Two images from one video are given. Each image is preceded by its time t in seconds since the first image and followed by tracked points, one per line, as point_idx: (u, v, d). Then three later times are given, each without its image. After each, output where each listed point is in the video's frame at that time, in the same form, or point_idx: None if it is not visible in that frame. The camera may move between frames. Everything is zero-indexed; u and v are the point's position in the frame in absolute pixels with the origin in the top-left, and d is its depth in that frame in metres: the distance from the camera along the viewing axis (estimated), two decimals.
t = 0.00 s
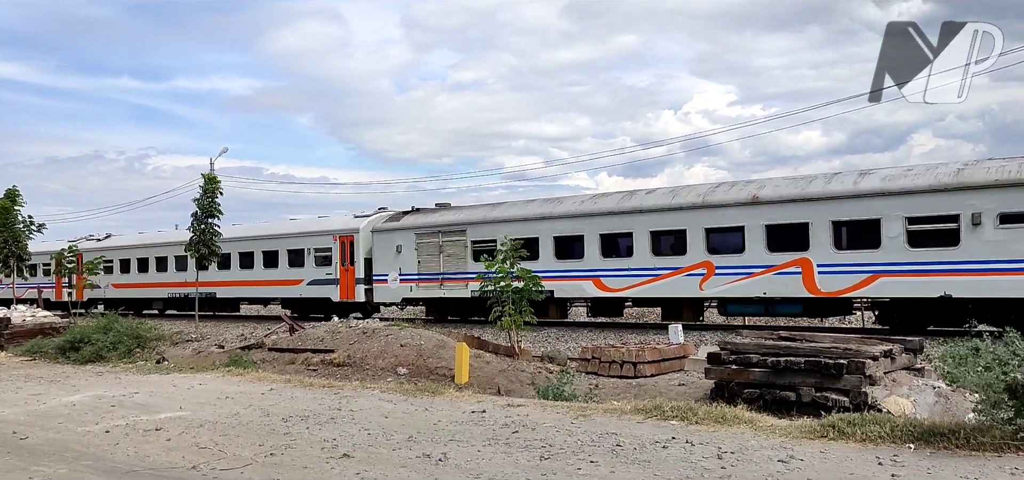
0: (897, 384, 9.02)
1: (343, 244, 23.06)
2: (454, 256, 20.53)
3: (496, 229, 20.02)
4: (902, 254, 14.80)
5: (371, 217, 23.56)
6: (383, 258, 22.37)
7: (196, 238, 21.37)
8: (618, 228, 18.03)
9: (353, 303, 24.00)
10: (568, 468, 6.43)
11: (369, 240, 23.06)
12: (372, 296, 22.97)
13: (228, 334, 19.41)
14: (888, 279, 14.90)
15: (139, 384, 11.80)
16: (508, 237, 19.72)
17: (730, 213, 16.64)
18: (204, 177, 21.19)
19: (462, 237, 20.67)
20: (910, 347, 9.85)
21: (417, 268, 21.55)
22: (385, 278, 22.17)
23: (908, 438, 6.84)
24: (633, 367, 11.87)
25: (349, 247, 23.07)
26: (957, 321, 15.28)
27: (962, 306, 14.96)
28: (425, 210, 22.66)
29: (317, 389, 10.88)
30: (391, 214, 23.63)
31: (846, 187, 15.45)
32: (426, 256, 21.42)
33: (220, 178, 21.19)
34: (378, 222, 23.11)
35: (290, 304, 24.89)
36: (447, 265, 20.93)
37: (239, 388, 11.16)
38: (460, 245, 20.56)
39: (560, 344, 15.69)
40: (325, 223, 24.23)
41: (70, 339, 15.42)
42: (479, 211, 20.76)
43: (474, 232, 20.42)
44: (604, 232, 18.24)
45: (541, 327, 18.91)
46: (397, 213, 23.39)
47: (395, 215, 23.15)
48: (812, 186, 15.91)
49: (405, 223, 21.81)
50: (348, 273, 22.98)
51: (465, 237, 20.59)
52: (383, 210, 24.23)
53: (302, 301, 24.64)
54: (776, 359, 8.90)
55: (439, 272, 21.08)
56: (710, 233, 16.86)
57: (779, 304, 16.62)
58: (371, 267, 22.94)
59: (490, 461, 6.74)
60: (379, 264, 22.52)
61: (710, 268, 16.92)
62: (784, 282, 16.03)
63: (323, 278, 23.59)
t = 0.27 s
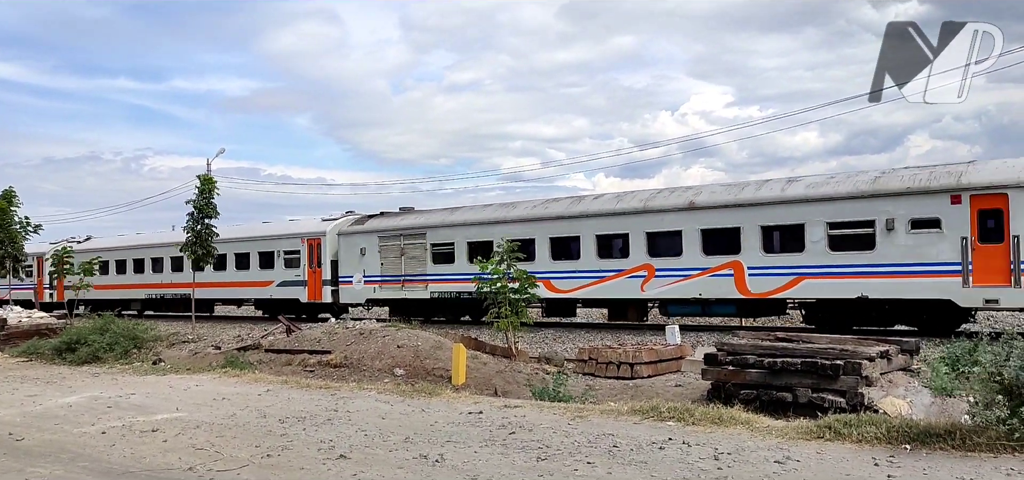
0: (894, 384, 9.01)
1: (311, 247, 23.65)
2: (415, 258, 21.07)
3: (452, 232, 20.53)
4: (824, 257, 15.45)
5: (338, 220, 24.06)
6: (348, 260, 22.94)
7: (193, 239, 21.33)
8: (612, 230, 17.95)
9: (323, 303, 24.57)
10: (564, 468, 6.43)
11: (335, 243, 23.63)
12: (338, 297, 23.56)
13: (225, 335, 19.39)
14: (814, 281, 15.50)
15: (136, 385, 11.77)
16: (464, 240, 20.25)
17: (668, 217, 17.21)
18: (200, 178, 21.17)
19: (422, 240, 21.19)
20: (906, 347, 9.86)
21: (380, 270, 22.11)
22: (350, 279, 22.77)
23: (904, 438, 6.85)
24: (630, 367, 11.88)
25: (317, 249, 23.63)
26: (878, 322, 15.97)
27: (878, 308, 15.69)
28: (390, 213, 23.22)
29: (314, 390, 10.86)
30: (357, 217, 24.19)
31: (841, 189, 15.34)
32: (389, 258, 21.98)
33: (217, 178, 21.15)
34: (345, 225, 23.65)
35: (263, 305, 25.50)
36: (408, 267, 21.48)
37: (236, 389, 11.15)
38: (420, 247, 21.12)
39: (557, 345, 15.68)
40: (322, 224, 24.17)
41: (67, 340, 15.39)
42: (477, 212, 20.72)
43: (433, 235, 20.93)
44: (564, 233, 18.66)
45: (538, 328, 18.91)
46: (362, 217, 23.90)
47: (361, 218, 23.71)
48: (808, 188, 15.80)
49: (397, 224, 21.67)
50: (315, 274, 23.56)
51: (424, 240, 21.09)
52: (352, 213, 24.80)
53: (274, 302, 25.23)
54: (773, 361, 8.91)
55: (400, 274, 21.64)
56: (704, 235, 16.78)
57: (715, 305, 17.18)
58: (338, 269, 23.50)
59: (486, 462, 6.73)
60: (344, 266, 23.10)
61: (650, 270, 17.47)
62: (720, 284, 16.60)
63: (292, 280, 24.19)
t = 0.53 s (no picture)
0: (892, 385, 9.01)
1: (283, 250, 24.31)
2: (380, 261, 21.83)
3: (415, 235, 21.29)
4: (755, 259, 16.20)
5: (308, 224, 24.77)
6: (317, 263, 23.65)
7: (191, 240, 21.32)
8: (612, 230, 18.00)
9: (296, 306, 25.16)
10: (563, 469, 6.43)
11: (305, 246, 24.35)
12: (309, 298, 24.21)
13: (224, 336, 19.38)
14: (745, 282, 16.21)
15: (135, 386, 11.76)
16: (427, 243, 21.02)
17: (614, 222, 17.99)
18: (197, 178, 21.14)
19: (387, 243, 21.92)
20: (905, 348, 9.86)
21: (347, 272, 22.82)
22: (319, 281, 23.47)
23: (903, 439, 6.85)
24: (629, 368, 11.88)
25: (288, 252, 24.32)
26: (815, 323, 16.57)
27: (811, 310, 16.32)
28: (358, 217, 23.97)
29: (313, 391, 10.85)
30: (327, 221, 24.93)
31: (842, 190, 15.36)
32: (356, 261, 22.74)
33: (214, 179, 21.13)
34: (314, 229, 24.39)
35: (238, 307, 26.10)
36: (374, 269, 22.23)
37: (235, 390, 11.15)
38: (385, 250, 21.88)
39: (556, 347, 15.67)
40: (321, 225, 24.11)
41: (66, 341, 15.38)
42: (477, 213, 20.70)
43: (397, 239, 21.68)
44: (545, 235, 18.95)
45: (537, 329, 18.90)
46: (332, 221, 24.62)
47: (330, 221, 24.43)
48: (807, 189, 15.81)
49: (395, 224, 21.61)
50: (286, 277, 24.19)
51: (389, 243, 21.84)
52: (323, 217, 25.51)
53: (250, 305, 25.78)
54: (772, 362, 8.91)
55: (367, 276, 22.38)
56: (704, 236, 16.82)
57: (659, 306, 17.86)
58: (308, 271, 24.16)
59: (485, 462, 6.74)
60: (314, 268, 23.84)
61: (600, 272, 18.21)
62: (661, 285, 17.31)
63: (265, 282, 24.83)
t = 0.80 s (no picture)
0: (894, 387, 9.01)
1: (259, 253, 25.13)
2: (350, 264, 22.72)
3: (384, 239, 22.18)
4: (697, 263, 17.08)
5: (283, 228, 25.60)
6: (291, 265, 24.50)
7: (191, 242, 21.34)
8: (614, 232, 18.16)
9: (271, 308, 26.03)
10: (565, 472, 6.43)
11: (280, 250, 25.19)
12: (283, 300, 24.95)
13: (226, 339, 19.40)
14: (686, 285, 17.12)
15: (137, 389, 11.77)
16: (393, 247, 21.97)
17: (568, 227, 18.84)
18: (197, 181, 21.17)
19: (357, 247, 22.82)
20: (907, 350, 9.86)
21: (318, 275, 23.69)
22: (292, 284, 24.29)
23: (906, 441, 6.84)
24: (631, 371, 11.86)
25: (263, 255, 25.15)
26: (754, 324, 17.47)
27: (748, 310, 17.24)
28: (330, 222, 24.83)
29: (315, 393, 10.86)
30: (301, 225, 25.78)
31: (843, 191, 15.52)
32: (327, 264, 23.58)
33: (214, 181, 21.16)
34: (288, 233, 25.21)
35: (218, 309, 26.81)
36: (344, 272, 23.12)
37: (237, 392, 11.16)
38: (355, 254, 22.74)
39: (558, 349, 15.67)
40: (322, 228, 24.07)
41: (68, 343, 15.38)
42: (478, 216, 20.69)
43: (366, 243, 22.59)
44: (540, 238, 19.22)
45: (538, 331, 18.90)
46: (305, 225, 25.50)
47: (303, 226, 25.27)
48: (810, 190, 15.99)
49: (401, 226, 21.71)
50: (261, 279, 25.01)
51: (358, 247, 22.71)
52: (297, 222, 26.35)
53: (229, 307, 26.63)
54: (774, 364, 8.90)
55: (337, 278, 23.25)
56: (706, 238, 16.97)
57: (608, 307, 18.77)
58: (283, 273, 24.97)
59: (487, 465, 6.74)
60: (288, 271, 24.68)
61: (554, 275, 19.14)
62: (609, 287, 18.19)
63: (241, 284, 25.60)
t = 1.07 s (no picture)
0: (898, 391, 9.00)
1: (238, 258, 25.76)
2: (322, 269, 23.46)
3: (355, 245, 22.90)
4: (644, 267, 17.90)
5: (261, 234, 26.34)
6: (268, 269, 25.25)
7: (194, 245, 21.36)
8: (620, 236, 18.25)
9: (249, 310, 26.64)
10: (568, 475, 6.43)
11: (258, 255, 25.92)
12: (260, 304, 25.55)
13: (229, 342, 19.40)
14: (633, 289, 17.91)
15: (140, 392, 11.78)
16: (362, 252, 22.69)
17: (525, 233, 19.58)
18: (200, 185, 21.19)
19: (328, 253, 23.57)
20: (911, 353, 9.84)
21: (293, 279, 24.44)
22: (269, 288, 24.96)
23: (909, 445, 6.83)
24: (634, 374, 11.85)
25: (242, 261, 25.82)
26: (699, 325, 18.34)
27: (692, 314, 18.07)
28: (306, 228, 25.61)
29: (318, 397, 10.86)
30: (279, 232, 26.55)
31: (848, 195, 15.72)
32: (302, 269, 24.33)
33: (216, 185, 21.18)
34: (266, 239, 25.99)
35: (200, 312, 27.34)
36: (317, 276, 23.87)
37: (241, 396, 11.17)
38: (327, 259, 23.52)
39: (561, 352, 15.67)
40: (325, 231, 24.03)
41: (72, 347, 15.41)
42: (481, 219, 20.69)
43: (338, 248, 23.37)
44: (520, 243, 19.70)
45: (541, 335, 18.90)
46: (282, 231, 26.25)
47: (281, 232, 26.04)
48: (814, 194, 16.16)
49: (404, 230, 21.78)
50: (239, 283, 25.63)
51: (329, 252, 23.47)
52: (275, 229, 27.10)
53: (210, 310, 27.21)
54: (777, 367, 8.88)
55: (310, 282, 24.03)
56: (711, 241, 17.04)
57: (563, 310, 19.59)
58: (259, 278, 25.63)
59: (490, 468, 6.73)
60: (265, 275, 25.41)
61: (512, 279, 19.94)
62: (564, 291, 18.96)
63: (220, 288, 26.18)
